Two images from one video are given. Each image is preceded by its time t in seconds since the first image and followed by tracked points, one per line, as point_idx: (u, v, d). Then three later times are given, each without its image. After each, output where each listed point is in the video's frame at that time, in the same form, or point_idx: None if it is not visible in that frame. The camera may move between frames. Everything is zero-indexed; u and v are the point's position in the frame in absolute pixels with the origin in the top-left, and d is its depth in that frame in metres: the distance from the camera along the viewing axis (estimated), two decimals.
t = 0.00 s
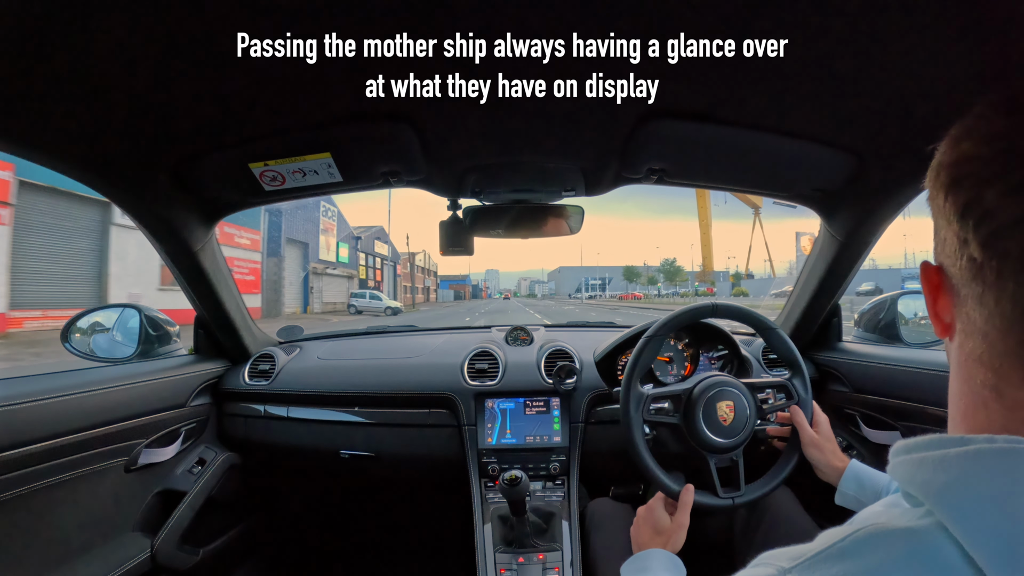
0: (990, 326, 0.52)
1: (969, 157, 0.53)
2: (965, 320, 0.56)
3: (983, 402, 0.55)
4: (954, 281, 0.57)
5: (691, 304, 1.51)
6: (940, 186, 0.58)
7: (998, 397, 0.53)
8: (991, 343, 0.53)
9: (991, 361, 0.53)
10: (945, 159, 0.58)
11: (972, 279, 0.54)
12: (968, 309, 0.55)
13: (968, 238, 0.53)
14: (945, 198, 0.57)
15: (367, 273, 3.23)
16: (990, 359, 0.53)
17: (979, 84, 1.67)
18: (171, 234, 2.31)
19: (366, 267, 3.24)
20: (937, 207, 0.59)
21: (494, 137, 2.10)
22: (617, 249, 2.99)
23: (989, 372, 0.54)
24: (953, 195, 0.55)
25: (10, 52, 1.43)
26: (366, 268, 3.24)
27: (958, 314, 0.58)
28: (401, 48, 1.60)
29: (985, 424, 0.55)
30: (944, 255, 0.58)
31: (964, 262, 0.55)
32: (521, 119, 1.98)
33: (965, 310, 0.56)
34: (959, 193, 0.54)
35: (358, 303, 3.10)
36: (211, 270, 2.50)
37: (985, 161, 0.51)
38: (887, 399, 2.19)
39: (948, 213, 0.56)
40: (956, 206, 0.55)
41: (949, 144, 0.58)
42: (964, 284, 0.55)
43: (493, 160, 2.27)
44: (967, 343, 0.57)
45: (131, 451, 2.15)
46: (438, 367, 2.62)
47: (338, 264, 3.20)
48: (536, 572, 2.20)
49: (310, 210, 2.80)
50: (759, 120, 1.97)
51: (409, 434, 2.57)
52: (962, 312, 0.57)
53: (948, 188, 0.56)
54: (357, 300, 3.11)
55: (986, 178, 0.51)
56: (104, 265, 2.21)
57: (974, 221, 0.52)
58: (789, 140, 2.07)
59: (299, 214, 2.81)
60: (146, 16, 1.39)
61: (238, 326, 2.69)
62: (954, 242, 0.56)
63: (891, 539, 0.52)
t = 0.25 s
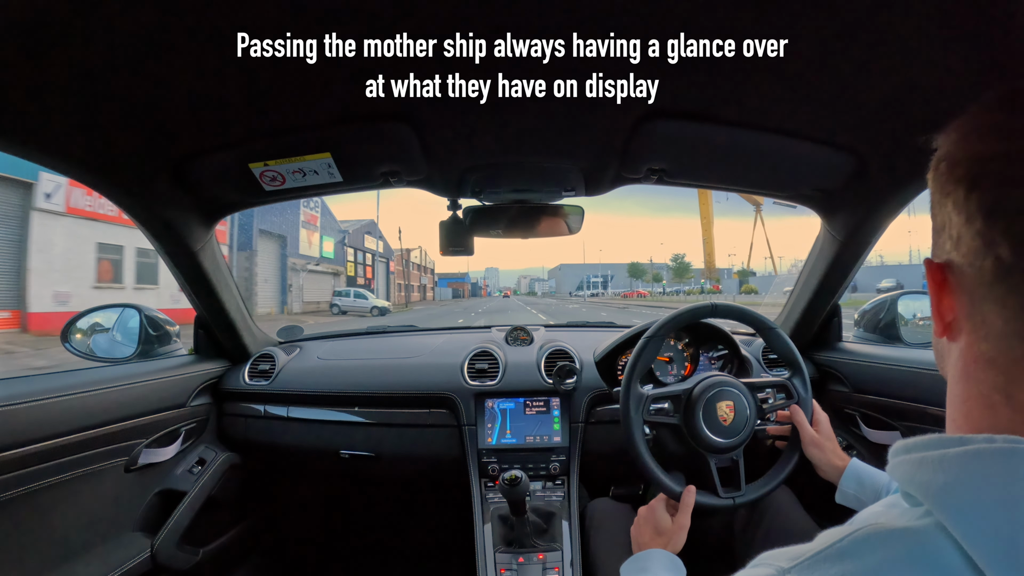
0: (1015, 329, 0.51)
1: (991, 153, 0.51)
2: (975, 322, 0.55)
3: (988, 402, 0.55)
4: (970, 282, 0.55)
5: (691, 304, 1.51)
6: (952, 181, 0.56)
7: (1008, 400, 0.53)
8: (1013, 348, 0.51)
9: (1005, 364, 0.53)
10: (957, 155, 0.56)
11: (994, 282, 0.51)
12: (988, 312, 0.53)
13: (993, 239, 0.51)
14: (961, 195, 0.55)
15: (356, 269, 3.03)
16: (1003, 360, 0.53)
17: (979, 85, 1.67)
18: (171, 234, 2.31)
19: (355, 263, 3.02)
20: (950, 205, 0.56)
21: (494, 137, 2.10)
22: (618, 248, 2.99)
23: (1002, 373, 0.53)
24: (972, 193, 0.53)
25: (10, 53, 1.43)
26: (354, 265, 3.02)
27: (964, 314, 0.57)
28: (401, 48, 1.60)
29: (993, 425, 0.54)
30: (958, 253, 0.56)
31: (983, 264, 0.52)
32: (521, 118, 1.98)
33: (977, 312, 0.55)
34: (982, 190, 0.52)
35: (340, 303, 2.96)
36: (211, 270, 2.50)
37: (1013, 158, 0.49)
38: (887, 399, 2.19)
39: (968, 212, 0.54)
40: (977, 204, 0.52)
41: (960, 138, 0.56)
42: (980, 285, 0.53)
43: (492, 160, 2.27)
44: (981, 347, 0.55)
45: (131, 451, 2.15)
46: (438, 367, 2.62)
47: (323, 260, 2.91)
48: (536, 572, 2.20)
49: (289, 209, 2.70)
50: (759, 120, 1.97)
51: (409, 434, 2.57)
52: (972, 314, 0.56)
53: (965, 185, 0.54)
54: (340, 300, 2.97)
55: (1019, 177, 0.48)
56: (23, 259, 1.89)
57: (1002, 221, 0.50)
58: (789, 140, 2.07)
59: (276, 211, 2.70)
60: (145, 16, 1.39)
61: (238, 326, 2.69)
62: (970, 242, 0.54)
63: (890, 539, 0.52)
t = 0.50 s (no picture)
0: None
1: None
2: (994, 323, 0.54)
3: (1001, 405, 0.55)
4: (988, 282, 0.54)
5: (691, 304, 1.51)
6: (978, 175, 0.54)
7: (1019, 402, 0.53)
8: None
9: None
10: (980, 149, 0.54)
11: None
12: (1009, 312, 0.52)
13: None
14: (991, 190, 0.52)
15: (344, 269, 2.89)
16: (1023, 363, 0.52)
17: (980, 85, 1.67)
18: (171, 234, 2.31)
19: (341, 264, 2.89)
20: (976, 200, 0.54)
21: (494, 137, 2.10)
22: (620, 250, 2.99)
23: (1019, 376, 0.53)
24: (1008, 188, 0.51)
25: (10, 53, 1.43)
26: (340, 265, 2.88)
27: (978, 315, 0.55)
28: (401, 48, 1.59)
29: (1001, 427, 0.54)
30: (981, 251, 0.54)
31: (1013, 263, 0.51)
32: (521, 118, 1.98)
33: (997, 313, 0.53)
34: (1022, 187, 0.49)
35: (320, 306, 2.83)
36: (211, 270, 2.50)
37: None
38: (887, 399, 2.19)
39: (996, 208, 0.52)
40: (1014, 200, 0.50)
41: (988, 131, 0.53)
42: (1006, 286, 0.52)
43: (492, 160, 2.27)
44: (996, 347, 0.54)
45: (131, 451, 2.15)
46: (438, 367, 2.62)
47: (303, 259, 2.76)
48: (536, 571, 2.21)
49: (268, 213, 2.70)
50: (759, 120, 1.97)
51: (409, 434, 2.57)
52: (990, 315, 0.54)
53: (999, 181, 0.52)
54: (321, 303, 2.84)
55: None
56: None
57: None
58: (789, 140, 2.07)
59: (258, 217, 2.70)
60: (145, 15, 1.39)
61: (238, 326, 2.69)
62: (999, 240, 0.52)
63: (891, 541, 0.52)
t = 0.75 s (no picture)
0: (1000, 333, 0.51)
1: (980, 158, 0.51)
2: (963, 326, 0.55)
3: (981, 406, 0.55)
4: (954, 287, 0.56)
5: (691, 305, 1.51)
6: (941, 186, 0.56)
7: (1001, 403, 0.53)
8: (998, 349, 0.52)
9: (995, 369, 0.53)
10: (944, 159, 0.56)
11: (978, 285, 0.52)
12: (971, 315, 0.54)
13: (978, 244, 0.51)
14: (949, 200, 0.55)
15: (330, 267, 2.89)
16: (991, 364, 0.53)
17: (979, 85, 1.67)
18: (171, 234, 2.31)
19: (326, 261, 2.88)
20: (934, 210, 0.57)
21: (494, 137, 2.10)
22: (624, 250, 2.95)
23: (990, 378, 0.54)
24: (960, 198, 0.53)
25: (9, 52, 1.43)
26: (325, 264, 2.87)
27: (952, 319, 0.57)
28: (401, 48, 1.59)
29: (982, 427, 0.55)
30: (945, 258, 0.56)
31: (967, 269, 0.53)
32: (521, 118, 1.98)
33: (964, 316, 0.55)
34: (968, 195, 0.52)
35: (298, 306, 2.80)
36: (211, 270, 2.50)
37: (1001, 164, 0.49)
38: (887, 399, 2.19)
39: (953, 216, 0.54)
40: (965, 209, 0.52)
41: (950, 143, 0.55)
42: (967, 291, 0.54)
43: (492, 160, 2.27)
44: (967, 349, 0.55)
45: (131, 451, 2.15)
46: (438, 367, 2.62)
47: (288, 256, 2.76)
48: (536, 572, 2.21)
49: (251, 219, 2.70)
50: (759, 121, 1.97)
51: (409, 434, 2.57)
52: (960, 318, 0.56)
53: (953, 191, 0.54)
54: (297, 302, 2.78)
55: (1007, 182, 0.48)
56: None
57: (987, 226, 0.50)
58: (789, 140, 2.07)
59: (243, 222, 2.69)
60: (144, 15, 1.39)
61: (238, 326, 2.69)
62: (958, 246, 0.54)
63: (891, 543, 0.51)
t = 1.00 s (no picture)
0: (982, 334, 0.51)
1: (954, 164, 0.52)
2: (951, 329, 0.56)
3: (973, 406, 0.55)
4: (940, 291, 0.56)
5: (691, 305, 1.51)
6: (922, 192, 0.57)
7: (992, 403, 0.53)
8: (984, 351, 0.52)
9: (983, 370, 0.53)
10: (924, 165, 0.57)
11: (960, 288, 0.52)
12: (956, 317, 0.54)
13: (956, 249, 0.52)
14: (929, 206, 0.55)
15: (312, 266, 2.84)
16: (980, 365, 0.53)
17: (980, 84, 1.67)
18: (171, 234, 2.31)
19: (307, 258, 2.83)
20: (917, 215, 0.57)
21: (494, 137, 2.10)
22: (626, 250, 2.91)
23: (979, 379, 0.54)
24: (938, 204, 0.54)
25: (9, 52, 1.43)
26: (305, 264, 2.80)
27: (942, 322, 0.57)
28: (401, 48, 1.59)
29: (976, 427, 0.55)
30: (929, 263, 0.57)
31: (949, 272, 0.53)
32: (521, 118, 1.98)
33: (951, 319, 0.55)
34: (944, 201, 0.52)
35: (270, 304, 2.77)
36: (211, 270, 2.50)
37: (972, 170, 0.50)
38: (887, 399, 2.19)
39: (933, 222, 0.55)
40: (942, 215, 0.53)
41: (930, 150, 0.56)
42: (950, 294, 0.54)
43: (492, 160, 2.27)
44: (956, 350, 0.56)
45: (131, 451, 2.15)
46: (438, 367, 2.61)
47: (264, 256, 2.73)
48: (536, 572, 2.21)
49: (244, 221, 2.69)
50: (759, 121, 1.97)
51: (408, 434, 2.57)
52: (948, 321, 0.56)
53: (931, 198, 0.55)
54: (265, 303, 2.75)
55: (976, 187, 0.49)
56: None
57: (961, 231, 0.50)
58: (789, 140, 2.07)
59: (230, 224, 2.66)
60: (144, 15, 1.39)
61: (238, 326, 2.69)
62: (939, 250, 0.54)
63: (889, 542, 0.51)
